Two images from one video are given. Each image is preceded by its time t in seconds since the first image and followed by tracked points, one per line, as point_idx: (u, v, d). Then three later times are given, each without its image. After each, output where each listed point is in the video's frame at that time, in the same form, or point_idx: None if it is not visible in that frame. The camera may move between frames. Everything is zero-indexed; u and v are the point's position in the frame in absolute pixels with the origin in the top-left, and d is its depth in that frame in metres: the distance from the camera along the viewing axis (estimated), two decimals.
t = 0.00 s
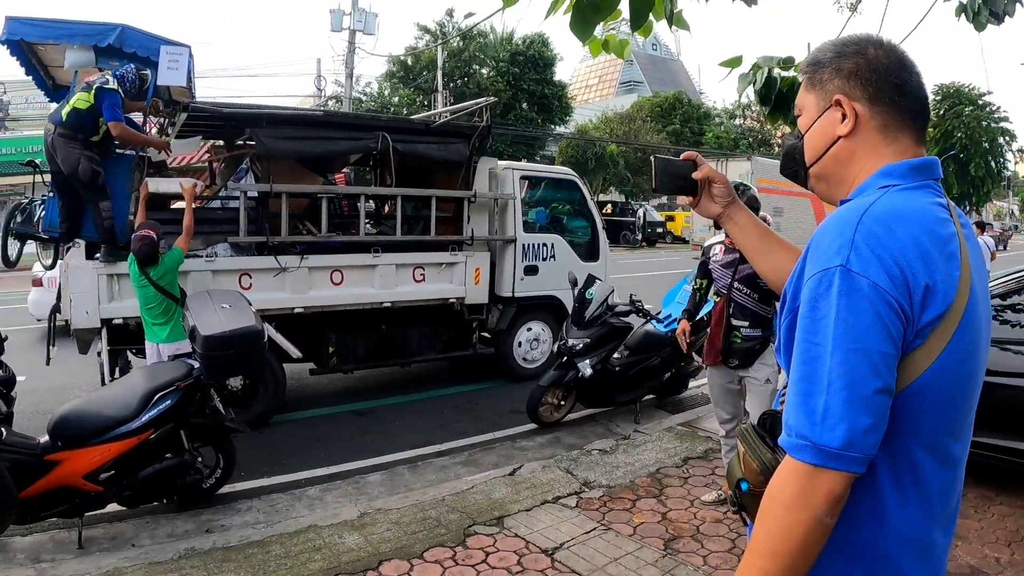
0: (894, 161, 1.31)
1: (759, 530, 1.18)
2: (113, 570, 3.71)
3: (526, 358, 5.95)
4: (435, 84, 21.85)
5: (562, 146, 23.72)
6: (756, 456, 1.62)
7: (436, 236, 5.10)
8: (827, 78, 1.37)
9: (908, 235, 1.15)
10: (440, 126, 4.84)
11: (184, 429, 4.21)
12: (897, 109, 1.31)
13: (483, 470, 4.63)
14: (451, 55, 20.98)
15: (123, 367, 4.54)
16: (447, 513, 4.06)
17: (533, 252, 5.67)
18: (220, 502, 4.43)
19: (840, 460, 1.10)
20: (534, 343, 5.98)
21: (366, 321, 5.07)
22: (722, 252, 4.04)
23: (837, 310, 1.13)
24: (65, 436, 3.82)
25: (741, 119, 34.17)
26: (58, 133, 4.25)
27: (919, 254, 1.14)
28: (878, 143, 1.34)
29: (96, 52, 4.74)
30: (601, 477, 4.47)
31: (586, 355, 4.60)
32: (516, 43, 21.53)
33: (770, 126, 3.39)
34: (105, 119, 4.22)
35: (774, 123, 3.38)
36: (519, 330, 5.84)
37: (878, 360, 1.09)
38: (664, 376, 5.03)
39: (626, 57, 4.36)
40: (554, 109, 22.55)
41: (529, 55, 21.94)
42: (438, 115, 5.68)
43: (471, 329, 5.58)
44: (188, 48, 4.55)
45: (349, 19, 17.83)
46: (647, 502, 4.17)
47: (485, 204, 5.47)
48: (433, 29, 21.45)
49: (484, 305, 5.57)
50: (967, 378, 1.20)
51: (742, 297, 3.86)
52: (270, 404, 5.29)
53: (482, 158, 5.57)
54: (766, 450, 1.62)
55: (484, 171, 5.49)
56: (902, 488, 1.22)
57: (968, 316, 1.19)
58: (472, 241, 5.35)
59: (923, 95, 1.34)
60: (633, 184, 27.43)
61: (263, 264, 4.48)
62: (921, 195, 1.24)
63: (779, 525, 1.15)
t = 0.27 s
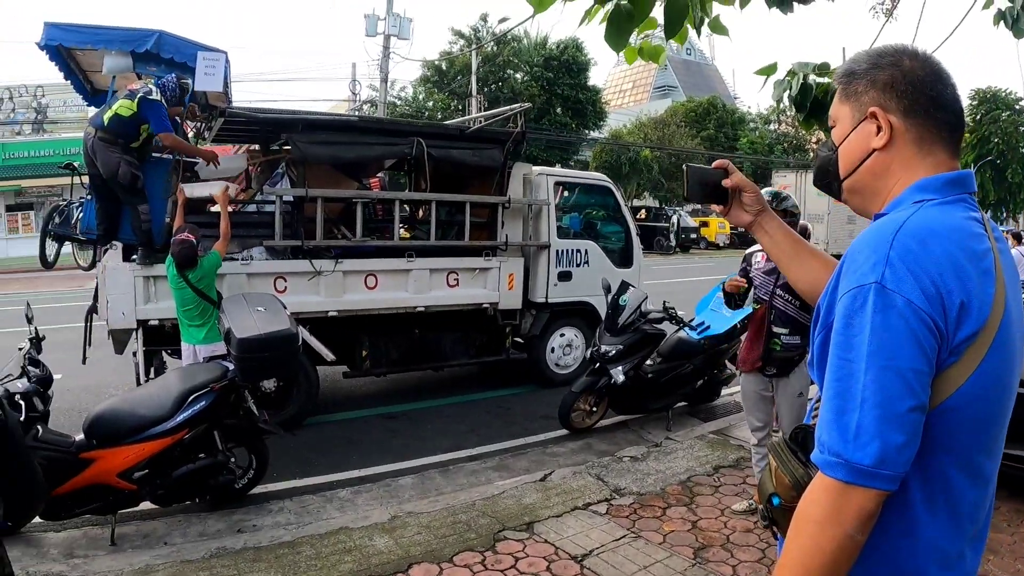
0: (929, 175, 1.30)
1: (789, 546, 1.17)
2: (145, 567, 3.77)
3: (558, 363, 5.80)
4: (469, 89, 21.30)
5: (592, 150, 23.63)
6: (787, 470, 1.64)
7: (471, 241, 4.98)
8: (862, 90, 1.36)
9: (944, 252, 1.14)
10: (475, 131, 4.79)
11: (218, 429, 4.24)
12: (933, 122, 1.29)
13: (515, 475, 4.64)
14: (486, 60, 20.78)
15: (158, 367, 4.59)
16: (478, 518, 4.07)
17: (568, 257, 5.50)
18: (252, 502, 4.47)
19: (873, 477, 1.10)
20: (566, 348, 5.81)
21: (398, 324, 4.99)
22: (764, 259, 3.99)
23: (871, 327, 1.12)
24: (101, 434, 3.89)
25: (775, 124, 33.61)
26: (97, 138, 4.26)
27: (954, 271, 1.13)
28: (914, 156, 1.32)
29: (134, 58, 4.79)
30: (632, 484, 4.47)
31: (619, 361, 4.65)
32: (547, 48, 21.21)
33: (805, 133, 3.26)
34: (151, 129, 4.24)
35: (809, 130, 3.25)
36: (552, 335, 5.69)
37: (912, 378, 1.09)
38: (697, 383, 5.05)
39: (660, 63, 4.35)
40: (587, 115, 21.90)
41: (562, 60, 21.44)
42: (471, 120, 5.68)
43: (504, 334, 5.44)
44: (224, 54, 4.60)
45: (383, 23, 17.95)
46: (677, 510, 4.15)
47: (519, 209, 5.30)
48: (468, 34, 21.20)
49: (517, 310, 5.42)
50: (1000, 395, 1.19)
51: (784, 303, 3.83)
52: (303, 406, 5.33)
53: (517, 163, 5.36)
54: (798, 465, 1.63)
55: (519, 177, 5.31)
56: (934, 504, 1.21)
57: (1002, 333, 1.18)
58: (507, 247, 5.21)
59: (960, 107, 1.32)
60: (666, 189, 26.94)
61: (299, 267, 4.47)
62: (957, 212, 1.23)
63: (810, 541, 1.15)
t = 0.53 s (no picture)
0: (966, 185, 1.29)
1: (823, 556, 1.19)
2: (178, 564, 3.82)
3: (595, 369, 5.74)
4: (504, 94, 20.91)
5: (624, 154, 23.53)
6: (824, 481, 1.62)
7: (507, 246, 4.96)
8: (900, 97, 1.34)
9: (982, 264, 1.14)
10: (513, 135, 4.80)
11: (253, 429, 4.28)
12: (973, 129, 1.28)
13: (548, 480, 4.64)
14: (523, 64, 20.33)
15: (196, 367, 4.63)
16: (511, 522, 4.07)
17: (604, 262, 5.45)
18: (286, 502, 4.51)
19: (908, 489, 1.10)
20: (603, 354, 5.76)
21: (435, 328, 4.99)
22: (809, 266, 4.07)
23: (906, 340, 1.12)
24: (138, 432, 3.95)
25: (814, 130, 32.98)
26: (140, 139, 4.29)
27: (992, 284, 1.13)
28: (954, 164, 1.30)
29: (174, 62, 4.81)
30: (665, 492, 4.46)
31: (655, 367, 4.74)
32: (584, 52, 20.58)
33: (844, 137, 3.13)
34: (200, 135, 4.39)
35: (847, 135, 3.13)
36: (588, 341, 5.65)
37: (947, 390, 1.09)
38: (732, 391, 5.18)
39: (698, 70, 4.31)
40: (625, 119, 21.42)
41: (599, 66, 21.08)
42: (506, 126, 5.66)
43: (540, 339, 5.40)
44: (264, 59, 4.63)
45: (420, 28, 18.07)
46: (710, 518, 4.13)
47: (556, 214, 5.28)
48: (502, 38, 21.08)
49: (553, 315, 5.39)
50: None
51: (831, 310, 3.79)
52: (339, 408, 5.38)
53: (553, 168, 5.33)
54: (834, 475, 1.61)
55: (555, 182, 5.28)
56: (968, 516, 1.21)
57: None
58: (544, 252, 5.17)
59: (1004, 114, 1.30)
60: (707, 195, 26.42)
61: (337, 270, 4.51)
62: (997, 223, 1.22)
63: (844, 552, 1.16)
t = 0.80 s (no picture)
0: (1002, 194, 1.25)
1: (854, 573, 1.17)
2: (212, 561, 3.87)
3: (630, 374, 5.72)
4: (542, 98, 20.78)
5: (660, 159, 23.52)
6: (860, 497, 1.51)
7: (545, 251, 4.95)
8: (932, 106, 1.32)
9: (1019, 274, 1.10)
10: (551, 140, 4.80)
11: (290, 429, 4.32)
12: (1007, 137, 1.25)
13: (582, 486, 4.64)
14: (560, 69, 20.28)
15: (233, 367, 4.68)
16: (544, 527, 4.07)
17: (641, 268, 5.42)
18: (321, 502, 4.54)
19: (942, 506, 1.08)
20: (639, 360, 5.73)
21: (472, 331, 5.01)
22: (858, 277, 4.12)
23: (939, 354, 1.10)
24: (177, 430, 4.01)
25: (852, 135, 32.43)
26: (180, 145, 4.32)
27: None
28: (989, 173, 1.27)
29: (215, 65, 4.75)
30: (700, 500, 4.43)
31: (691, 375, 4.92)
32: (622, 58, 20.40)
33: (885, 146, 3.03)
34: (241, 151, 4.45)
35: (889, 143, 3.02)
36: (625, 346, 5.61)
37: (981, 405, 1.07)
38: (770, 399, 5.31)
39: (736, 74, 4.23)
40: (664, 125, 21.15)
41: (636, 70, 20.70)
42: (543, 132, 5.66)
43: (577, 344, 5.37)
44: (303, 62, 4.72)
45: (459, 32, 18.30)
46: (744, 527, 4.09)
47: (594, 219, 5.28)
48: (540, 42, 21.12)
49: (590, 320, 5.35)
50: None
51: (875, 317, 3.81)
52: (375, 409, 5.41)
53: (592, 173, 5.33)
54: (871, 491, 1.51)
55: (594, 187, 5.27)
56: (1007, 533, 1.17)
57: None
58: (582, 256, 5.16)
59: None
60: (745, 201, 26.06)
61: (375, 273, 4.53)
62: None
63: (876, 569, 1.14)
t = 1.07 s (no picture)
0: None
1: None
2: (243, 560, 3.90)
3: (664, 382, 5.67)
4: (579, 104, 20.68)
5: (694, 165, 23.42)
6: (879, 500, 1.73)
7: (580, 256, 4.93)
8: (961, 119, 1.30)
9: None
10: (587, 145, 4.78)
11: (323, 431, 4.33)
12: None
13: (614, 493, 4.62)
14: (596, 75, 20.42)
15: (267, 368, 4.72)
16: (574, 534, 4.05)
17: (677, 275, 5.38)
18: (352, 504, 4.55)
19: (950, 510, 1.08)
20: (673, 367, 5.68)
21: (506, 336, 5.01)
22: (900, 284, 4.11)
23: (950, 358, 1.10)
24: (210, 429, 4.03)
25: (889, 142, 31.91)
26: (217, 151, 4.38)
27: None
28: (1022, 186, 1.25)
29: (252, 69, 4.79)
30: (732, 509, 4.38)
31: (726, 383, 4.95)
32: (658, 63, 20.32)
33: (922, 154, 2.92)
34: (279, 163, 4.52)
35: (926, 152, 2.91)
36: (659, 353, 5.57)
37: (991, 410, 1.06)
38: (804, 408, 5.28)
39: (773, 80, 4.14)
40: (700, 130, 20.98)
41: (673, 76, 20.61)
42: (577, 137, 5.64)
43: (611, 350, 5.34)
44: (340, 67, 4.73)
45: (496, 37, 18.46)
46: (777, 538, 4.03)
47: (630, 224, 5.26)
48: (577, 47, 21.17)
49: (625, 327, 5.32)
50: None
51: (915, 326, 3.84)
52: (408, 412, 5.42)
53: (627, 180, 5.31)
54: (888, 497, 1.71)
55: (630, 193, 5.25)
56: None
57: None
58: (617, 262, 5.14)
59: None
60: (780, 208, 25.73)
61: (411, 277, 4.55)
62: None
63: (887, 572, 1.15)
